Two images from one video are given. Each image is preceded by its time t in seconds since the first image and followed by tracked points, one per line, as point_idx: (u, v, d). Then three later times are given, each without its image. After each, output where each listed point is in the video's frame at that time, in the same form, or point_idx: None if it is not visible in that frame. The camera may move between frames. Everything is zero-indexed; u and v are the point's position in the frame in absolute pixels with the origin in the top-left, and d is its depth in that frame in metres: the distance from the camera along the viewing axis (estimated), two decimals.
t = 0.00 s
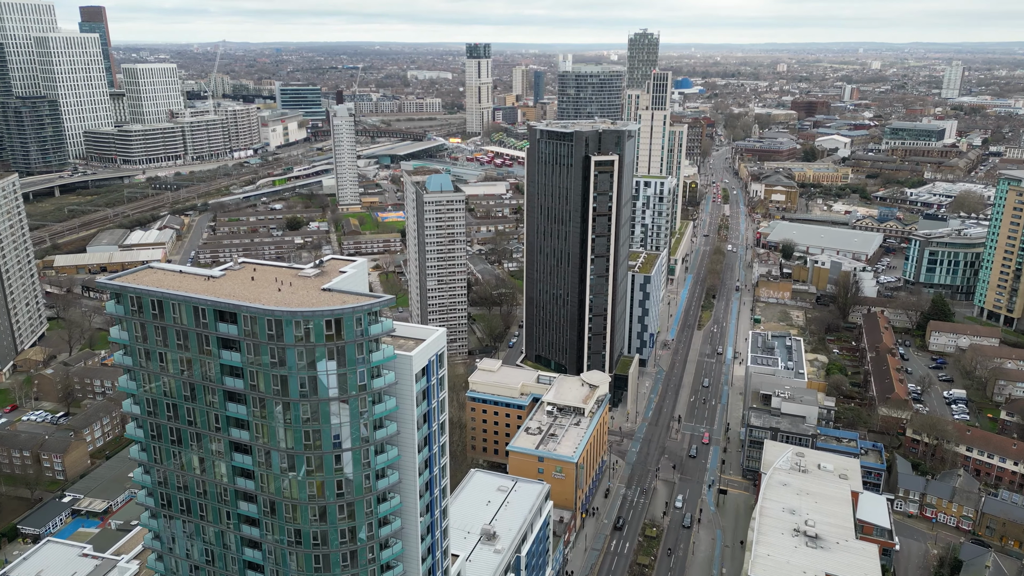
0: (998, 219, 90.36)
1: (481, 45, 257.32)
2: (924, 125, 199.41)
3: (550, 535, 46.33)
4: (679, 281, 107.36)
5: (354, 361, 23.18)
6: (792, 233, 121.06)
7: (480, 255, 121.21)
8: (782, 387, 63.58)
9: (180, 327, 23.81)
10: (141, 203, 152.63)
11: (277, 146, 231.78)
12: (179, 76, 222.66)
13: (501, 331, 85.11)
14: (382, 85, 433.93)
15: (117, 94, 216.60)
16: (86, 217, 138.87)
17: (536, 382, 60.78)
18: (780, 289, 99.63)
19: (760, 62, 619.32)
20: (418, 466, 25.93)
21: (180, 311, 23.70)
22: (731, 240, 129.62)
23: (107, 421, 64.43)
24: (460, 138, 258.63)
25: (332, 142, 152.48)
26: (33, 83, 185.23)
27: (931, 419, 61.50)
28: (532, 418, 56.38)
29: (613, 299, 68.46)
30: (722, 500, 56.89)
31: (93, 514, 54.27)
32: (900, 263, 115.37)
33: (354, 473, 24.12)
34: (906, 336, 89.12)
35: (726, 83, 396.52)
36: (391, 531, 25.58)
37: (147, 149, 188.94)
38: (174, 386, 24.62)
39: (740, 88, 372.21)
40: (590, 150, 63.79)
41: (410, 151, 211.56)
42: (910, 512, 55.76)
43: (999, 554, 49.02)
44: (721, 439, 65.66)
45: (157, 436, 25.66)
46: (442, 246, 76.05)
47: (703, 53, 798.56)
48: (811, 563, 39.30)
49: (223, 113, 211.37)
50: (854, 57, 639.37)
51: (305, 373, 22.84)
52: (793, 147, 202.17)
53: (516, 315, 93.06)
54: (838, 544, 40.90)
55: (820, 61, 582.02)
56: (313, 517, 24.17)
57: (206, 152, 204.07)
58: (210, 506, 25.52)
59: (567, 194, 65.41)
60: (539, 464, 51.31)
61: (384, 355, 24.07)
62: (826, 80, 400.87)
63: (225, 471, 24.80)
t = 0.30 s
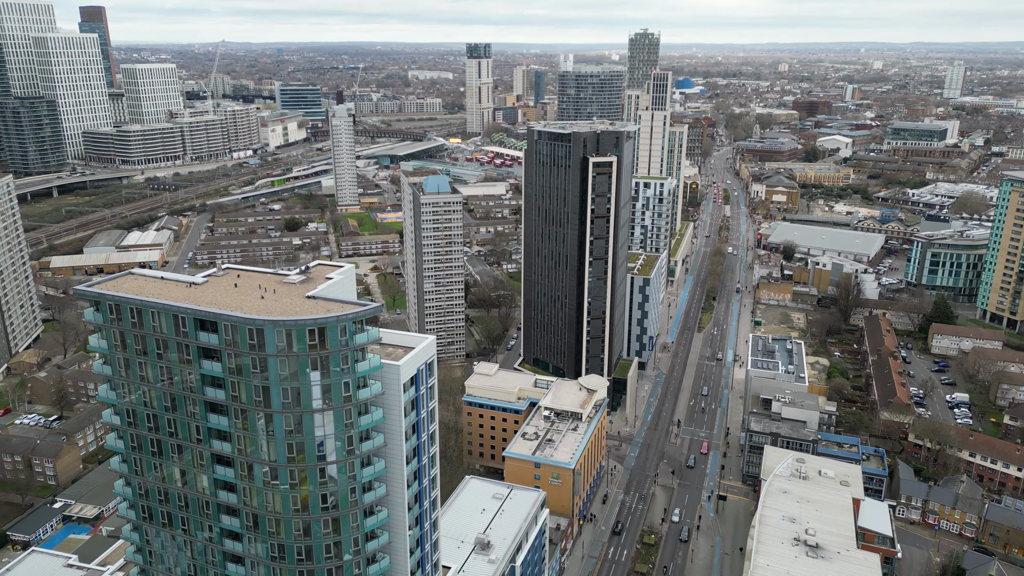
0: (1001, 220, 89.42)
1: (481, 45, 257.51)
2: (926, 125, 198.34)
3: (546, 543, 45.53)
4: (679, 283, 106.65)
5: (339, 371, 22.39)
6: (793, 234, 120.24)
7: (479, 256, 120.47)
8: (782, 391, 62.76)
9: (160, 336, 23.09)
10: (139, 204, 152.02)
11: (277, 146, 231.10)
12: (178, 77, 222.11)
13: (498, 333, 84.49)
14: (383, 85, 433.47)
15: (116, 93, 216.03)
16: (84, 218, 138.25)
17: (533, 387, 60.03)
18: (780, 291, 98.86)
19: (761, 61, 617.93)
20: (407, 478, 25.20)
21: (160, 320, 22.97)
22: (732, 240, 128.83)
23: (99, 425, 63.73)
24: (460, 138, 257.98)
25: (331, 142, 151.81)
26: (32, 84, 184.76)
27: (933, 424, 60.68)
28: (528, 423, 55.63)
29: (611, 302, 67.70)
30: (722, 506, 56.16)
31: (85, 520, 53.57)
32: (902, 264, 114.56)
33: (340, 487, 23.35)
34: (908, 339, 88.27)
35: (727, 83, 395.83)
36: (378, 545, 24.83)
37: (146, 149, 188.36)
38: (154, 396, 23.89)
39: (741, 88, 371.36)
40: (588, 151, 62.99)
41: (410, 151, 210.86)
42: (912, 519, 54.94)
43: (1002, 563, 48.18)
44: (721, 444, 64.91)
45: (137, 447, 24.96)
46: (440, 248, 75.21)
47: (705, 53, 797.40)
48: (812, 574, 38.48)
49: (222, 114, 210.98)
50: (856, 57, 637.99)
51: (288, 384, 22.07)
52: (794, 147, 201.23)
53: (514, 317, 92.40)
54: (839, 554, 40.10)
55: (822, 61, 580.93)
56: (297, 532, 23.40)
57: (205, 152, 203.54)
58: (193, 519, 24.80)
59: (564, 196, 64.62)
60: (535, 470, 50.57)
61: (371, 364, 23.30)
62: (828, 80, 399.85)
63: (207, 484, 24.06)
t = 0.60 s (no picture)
0: (1003, 222, 88.57)
1: (482, 45, 258.20)
2: (928, 125, 197.43)
3: (541, 551, 44.73)
4: (679, 285, 105.96)
5: (321, 382, 21.65)
6: (795, 235, 119.44)
7: (478, 257, 119.69)
8: (782, 396, 62.00)
9: (137, 346, 22.42)
10: (137, 205, 151.35)
11: (276, 147, 230.42)
12: (178, 77, 221.76)
13: (496, 336, 84.05)
14: (384, 85, 433.06)
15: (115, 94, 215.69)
16: (81, 219, 137.70)
17: (530, 391, 59.32)
18: (781, 293, 98.13)
19: (763, 62, 616.58)
20: (393, 491, 24.48)
21: (137, 328, 22.29)
22: (733, 242, 128.01)
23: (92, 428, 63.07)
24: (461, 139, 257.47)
25: (330, 143, 151.20)
26: (31, 84, 184.55)
27: (935, 429, 59.88)
28: (524, 428, 54.92)
29: (609, 305, 67.00)
30: (720, 512, 55.41)
31: (75, 526, 52.85)
32: (904, 266, 113.74)
33: (322, 500, 22.60)
34: (909, 342, 87.46)
35: (728, 83, 395.07)
36: (363, 560, 24.11)
37: (145, 149, 187.85)
38: (131, 406, 23.24)
39: (743, 88, 370.50)
40: (586, 152, 62.29)
41: (410, 151, 210.20)
42: (914, 526, 54.15)
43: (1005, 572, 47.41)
44: (720, 448, 64.17)
45: (116, 459, 24.36)
46: (436, 250, 74.48)
47: (706, 53, 796.19)
48: None
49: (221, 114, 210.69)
50: (858, 57, 636.61)
51: (268, 395, 21.34)
52: (795, 148, 200.37)
53: (513, 320, 91.77)
54: (839, 564, 39.34)
55: (824, 61, 579.69)
56: (278, 548, 22.67)
57: (204, 153, 203.01)
58: (173, 533, 24.11)
59: (562, 198, 63.90)
60: (531, 476, 49.82)
61: (355, 374, 22.57)
62: (829, 81, 398.92)
63: (187, 497, 23.39)
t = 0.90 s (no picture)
0: (1005, 223, 87.74)
1: (482, 45, 257.52)
2: (930, 126, 196.52)
3: (535, 560, 43.99)
4: (678, 286, 105.27)
5: (301, 394, 20.95)
6: (795, 236, 118.62)
7: (477, 258, 118.92)
8: (782, 400, 61.28)
9: (113, 355, 21.76)
10: (135, 205, 150.76)
11: (276, 147, 229.74)
12: (177, 77, 221.42)
13: (493, 338, 83.98)
14: (385, 85, 432.68)
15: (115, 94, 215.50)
16: (79, 220, 137.17)
17: (526, 395, 58.64)
18: (781, 295, 97.37)
19: (764, 62, 615.28)
20: (378, 504, 23.78)
21: (112, 337, 21.62)
22: (733, 243, 127.30)
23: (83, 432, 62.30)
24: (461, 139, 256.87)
25: (328, 143, 150.57)
26: (30, 84, 184.53)
27: (937, 434, 59.08)
28: (520, 433, 54.25)
29: (606, 308, 66.30)
30: (719, 518, 54.70)
31: (65, 531, 52.11)
32: (905, 268, 112.95)
33: (303, 515, 21.91)
34: (911, 344, 86.66)
35: (730, 83, 394.23)
36: None
37: (144, 150, 187.42)
38: (107, 417, 22.58)
39: (744, 88, 369.58)
40: (583, 154, 61.63)
41: (410, 151, 209.53)
42: (915, 532, 53.27)
43: None
44: (719, 453, 63.47)
45: (92, 471, 23.70)
46: (433, 253, 73.84)
47: (707, 53, 794.87)
48: None
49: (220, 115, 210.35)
50: (860, 57, 635.31)
51: (245, 407, 20.62)
52: (797, 149, 199.48)
53: (511, 322, 91.23)
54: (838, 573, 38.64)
55: (825, 61, 578.50)
56: (258, 563, 21.98)
57: (203, 153, 202.45)
58: (150, 548, 23.41)
59: (559, 200, 63.24)
60: (526, 482, 49.13)
61: (337, 386, 21.83)
62: (831, 81, 398.01)
63: (164, 510, 22.73)
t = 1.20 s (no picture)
0: (1008, 225, 86.96)
1: (482, 45, 256.67)
2: (932, 126, 195.55)
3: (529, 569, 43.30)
4: (677, 288, 104.57)
5: (279, 406, 20.26)
6: (796, 237, 117.80)
7: (475, 259, 118.19)
8: (782, 404, 60.53)
9: (86, 365, 21.11)
10: (132, 206, 150.17)
11: (275, 147, 229.15)
12: (177, 77, 220.94)
13: (490, 340, 83.34)
14: (385, 85, 432.12)
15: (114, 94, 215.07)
16: (76, 220, 136.66)
17: (522, 399, 57.92)
18: (781, 297, 96.56)
19: (765, 62, 614.20)
20: (362, 518, 23.10)
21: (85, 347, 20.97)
22: (733, 244, 126.58)
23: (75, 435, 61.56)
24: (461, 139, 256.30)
25: (327, 144, 149.94)
26: (29, 84, 184.46)
27: (938, 438, 58.34)
28: (515, 438, 53.56)
29: (604, 311, 65.56)
30: (717, 525, 54.01)
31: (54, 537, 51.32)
32: (906, 269, 112.11)
33: (283, 530, 21.25)
34: (912, 347, 85.93)
35: (731, 83, 393.43)
36: None
37: (143, 150, 187.00)
38: (82, 428, 21.94)
39: (745, 89, 368.62)
40: (580, 155, 61.03)
41: (409, 152, 208.96)
42: (916, 539, 52.49)
43: None
44: (717, 457, 62.80)
45: (67, 483, 23.05)
46: (429, 254, 73.01)
47: (709, 53, 793.61)
48: None
49: (219, 115, 209.83)
50: (861, 57, 633.43)
51: (221, 420, 19.95)
52: (798, 149, 198.62)
53: (509, 324, 90.61)
54: None
55: (827, 61, 576.78)
56: None
57: (203, 153, 201.85)
58: (127, 563, 22.75)
59: (556, 202, 62.59)
60: (521, 489, 48.42)
61: (318, 397, 21.12)
62: (833, 80, 396.97)
63: (141, 525, 22.05)
